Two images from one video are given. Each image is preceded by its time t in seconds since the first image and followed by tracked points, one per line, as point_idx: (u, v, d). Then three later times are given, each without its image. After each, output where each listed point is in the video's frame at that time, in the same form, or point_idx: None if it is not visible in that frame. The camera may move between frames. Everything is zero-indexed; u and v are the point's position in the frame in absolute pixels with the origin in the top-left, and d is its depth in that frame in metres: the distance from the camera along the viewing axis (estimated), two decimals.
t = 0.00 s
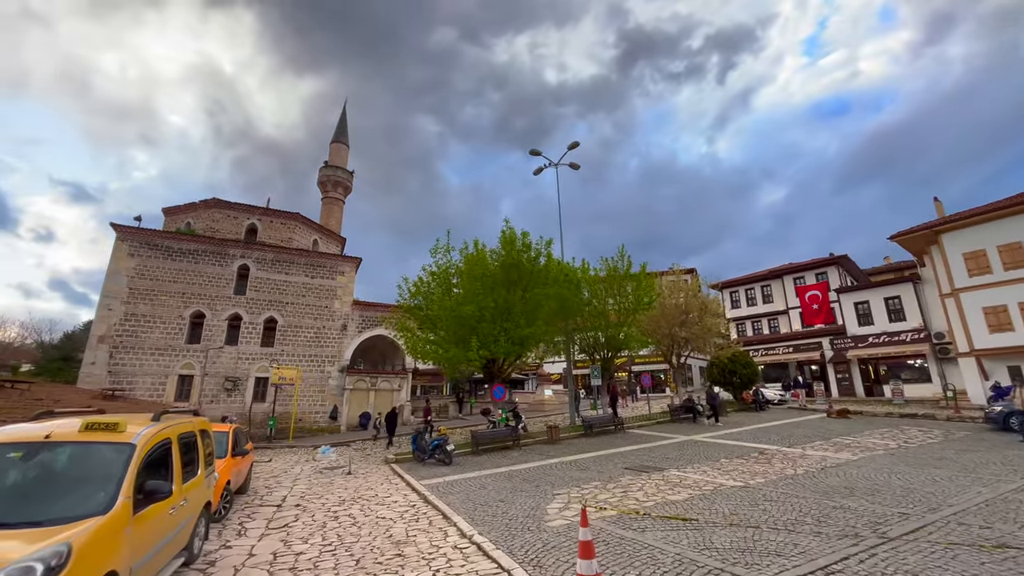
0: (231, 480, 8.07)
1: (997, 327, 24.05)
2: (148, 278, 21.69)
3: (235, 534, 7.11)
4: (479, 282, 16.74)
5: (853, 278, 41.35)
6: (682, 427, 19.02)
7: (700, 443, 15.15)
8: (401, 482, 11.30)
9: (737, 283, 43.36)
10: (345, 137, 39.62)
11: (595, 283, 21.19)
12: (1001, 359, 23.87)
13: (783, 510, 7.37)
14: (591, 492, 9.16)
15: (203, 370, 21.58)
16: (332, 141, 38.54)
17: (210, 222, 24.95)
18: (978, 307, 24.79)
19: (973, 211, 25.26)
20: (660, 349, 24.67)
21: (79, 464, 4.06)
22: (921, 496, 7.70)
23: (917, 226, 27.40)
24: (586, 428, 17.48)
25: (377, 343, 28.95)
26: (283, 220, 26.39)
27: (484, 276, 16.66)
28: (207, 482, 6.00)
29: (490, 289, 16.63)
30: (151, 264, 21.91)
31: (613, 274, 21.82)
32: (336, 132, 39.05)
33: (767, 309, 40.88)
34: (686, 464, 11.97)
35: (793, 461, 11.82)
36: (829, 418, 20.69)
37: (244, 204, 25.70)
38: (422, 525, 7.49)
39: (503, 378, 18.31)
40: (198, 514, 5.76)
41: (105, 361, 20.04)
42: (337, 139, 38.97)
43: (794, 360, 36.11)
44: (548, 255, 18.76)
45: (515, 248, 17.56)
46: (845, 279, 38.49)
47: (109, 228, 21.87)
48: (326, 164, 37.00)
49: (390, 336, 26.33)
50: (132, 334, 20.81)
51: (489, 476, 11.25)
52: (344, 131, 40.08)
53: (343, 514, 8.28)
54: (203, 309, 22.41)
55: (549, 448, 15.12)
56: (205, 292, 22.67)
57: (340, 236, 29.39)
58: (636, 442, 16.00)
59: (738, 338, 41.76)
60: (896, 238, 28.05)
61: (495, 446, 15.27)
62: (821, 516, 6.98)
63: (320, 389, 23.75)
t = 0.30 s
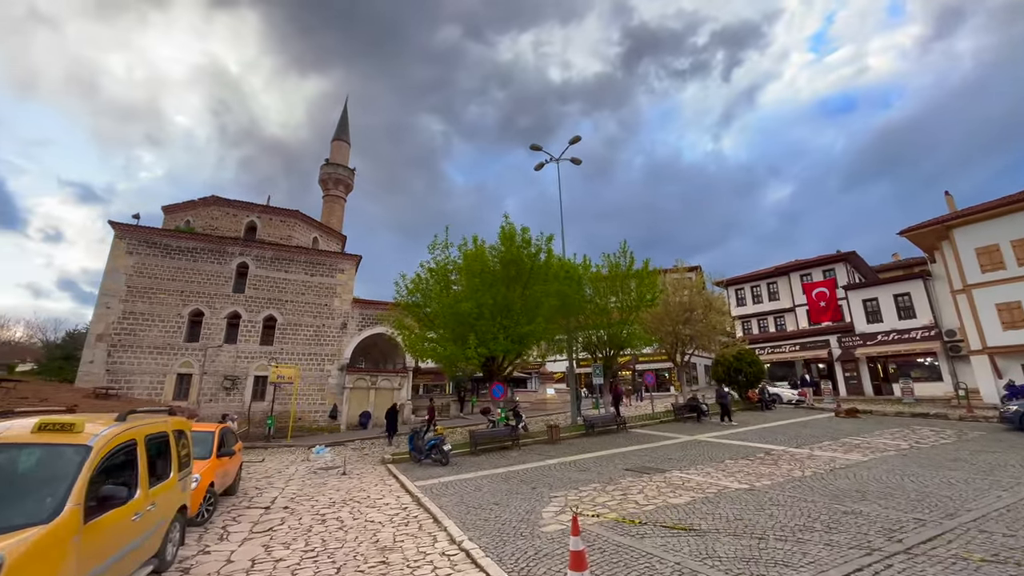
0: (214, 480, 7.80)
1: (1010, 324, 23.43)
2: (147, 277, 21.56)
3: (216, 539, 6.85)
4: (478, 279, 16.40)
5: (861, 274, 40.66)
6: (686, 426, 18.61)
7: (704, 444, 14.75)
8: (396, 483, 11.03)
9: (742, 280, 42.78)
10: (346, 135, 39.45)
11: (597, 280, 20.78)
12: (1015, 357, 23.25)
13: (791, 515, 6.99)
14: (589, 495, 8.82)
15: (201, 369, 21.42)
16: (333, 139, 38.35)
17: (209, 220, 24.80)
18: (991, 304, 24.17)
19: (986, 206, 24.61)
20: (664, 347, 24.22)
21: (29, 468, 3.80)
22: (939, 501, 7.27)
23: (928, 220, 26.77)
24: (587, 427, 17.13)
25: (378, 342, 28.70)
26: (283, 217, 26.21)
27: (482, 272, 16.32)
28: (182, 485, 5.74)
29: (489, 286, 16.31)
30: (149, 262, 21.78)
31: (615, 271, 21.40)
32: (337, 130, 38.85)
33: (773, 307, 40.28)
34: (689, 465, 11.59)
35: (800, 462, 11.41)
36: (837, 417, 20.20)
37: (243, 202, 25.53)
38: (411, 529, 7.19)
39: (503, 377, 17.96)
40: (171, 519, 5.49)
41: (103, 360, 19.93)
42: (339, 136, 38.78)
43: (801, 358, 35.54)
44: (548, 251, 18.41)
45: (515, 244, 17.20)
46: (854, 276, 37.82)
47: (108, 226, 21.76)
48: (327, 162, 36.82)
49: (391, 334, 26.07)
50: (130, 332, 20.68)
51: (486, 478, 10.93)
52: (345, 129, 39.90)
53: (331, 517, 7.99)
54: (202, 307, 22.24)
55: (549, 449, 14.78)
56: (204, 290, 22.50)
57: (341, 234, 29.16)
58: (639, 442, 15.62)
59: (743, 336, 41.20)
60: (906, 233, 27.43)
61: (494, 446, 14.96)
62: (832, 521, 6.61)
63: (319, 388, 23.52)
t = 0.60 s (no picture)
0: (198, 483, 7.50)
1: None
2: (145, 275, 21.38)
3: (195, 547, 6.53)
4: (477, 276, 16.02)
5: (870, 272, 39.93)
6: (692, 427, 18.19)
7: (709, 445, 14.32)
8: (390, 486, 10.70)
9: (749, 278, 42.15)
10: (348, 133, 39.23)
11: (600, 278, 20.35)
12: None
13: (803, 523, 6.59)
14: (589, 499, 8.43)
15: (200, 368, 21.22)
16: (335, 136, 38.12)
17: (208, 218, 24.62)
18: (1006, 301, 23.51)
19: (1000, 201, 23.92)
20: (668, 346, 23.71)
21: None
22: (961, 509, 6.84)
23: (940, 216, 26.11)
24: (589, 428, 16.75)
25: (379, 341, 28.42)
26: (282, 215, 25.98)
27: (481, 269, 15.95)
28: (154, 490, 5.45)
29: (488, 283, 15.94)
30: (147, 260, 21.59)
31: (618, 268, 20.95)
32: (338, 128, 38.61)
33: (780, 305, 39.65)
34: (694, 467, 11.18)
35: (810, 465, 10.96)
36: (846, 417, 19.68)
37: (242, 200, 25.33)
38: (400, 536, 6.86)
39: (503, 376, 17.59)
40: (140, 528, 5.20)
41: (101, 359, 19.78)
42: (340, 134, 38.56)
43: (809, 357, 34.92)
44: (550, 248, 18.02)
45: (515, 241, 16.82)
46: (863, 273, 37.12)
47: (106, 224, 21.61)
48: (328, 160, 36.58)
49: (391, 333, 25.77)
50: (128, 331, 20.52)
51: (483, 480, 10.58)
52: (347, 127, 39.68)
53: (319, 522, 7.68)
54: (201, 306, 22.05)
55: (550, 450, 14.41)
56: (203, 289, 22.31)
57: (341, 232, 28.89)
58: (642, 443, 15.19)
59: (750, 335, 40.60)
60: (917, 229, 26.79)
61: (493, 448, 14.61)
62: (847, 531, 6.20)
63: (319, 387, 23.28)
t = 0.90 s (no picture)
0: (185, 483, 7.18)
1: None
2: (146, 273, 21.23)
3: (179, 551, 6.21)
4: (479, 271, 15.64)
5: (883, 268, 39.11)
6: (700, 426, 17.71)
7: (719, 445, 13.87)
8: (388, 486, 10.37)
9: (757, 275, 41.46)
10: (351, 131, 39.03)
11: (606, 274, 19.86)
12: None
13: (824, 530, 6.17)
14: (594, 502, 8.04)
15: (202, 367, 21.04)
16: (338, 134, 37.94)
17: (210, 215, 24.49)
18: None
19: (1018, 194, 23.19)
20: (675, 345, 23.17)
21: None
22: (993, 513, 6.39)
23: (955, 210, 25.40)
24: (594, 427, 16.34)
25: (382, 340, 28.14)
26: (284, 213, 25.78)
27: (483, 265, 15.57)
28: (130, 492, 5.13)
29: (491, 279, 15.59)
30: (149, 258, 21.45)
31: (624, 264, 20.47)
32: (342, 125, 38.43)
33: (789, 302, 38.94)
34: (703, 468, 10.74)
35: (825, 466, 10.50)
36: (860, 416, 19.12)
37: (244, 197, 25.15)
38: (395, 541, 6.53)
39: (506, 374, 17.21)
40: (114, 532, 4.87)
41: (102, 357, 19.67)
42: (343, 132, 38.37)
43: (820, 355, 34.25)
44: (554, 243, 17.60)
45: (518, 236, 16.42)
46: (875, 269, 36.34)
47: (107, 222, 21.51)
48: (331, 157, 36.39)
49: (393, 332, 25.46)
50: (129, 329, 20.39)
51: (484, 481, 10.21)
52: (350, 125, 39.48)
53: (311, 525, 7.36)
54: (202, 304, 21.88)
55: (554, 450, 14.03)
56: (204, 287, 22.13)
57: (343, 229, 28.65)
58: (649, 443, 14.74)
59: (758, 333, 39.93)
60: (932, 224, 26.09)
61: (495, 448, 14.24)
62: (871, 538, 5.78)
63: (321, 386, 23.02)
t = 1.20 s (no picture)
0: (180, 483, 6.90)
1: None
2: (151, 271, 21.17)
3: (170, 555, 5.93)
4: (484, 266, 15.28)
5: (898, 264, 38.18)
6: (713, 426, 17.21)
7: (733, 445, 13.40)
8: (391, 487, 10.07)
9: (769, 272, 40.68)
10: (357, 129, 38.92)
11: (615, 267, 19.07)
12: None
13: (854, 537, 5.75)
14: (605, 504, 7.65)
15: (207, 365, 20.92)
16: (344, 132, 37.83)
17: (216, 213, 24.44)
18: None
19: None
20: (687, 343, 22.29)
21: None
22: None
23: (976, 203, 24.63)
24: (604, 426, 15.93)
25: (388, 338, 27.90)
26: (289, 210, 25.65)
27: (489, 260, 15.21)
28: (113, 493, 4.83)
29: (496, 274, 15.24)
30: (154, 256, 21.38)
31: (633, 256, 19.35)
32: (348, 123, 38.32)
33: (802, 299, 38.17)
34: (718, 469, 10.31)
35: (848, 467, 10.01)
36: (879, 416, 18.51)
37: (249, 195, 25.04)
38: (396, 545, 6.20)
39: (513, 372, 16.82)
40: (95, 537, 4.57)
41: (108, 356, 19.63)
42: (349, 130, 38.25)
43: (834, 353, 33.49)
44: (561, 238, 17.19)
45: (524, 230, 16.03)
46: (890, 265, 35.47)
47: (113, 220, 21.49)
48: (337, 156, 36.28)
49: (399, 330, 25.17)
50: (135, 328, 20.33)
51: (490, 482, 9.87)
52: (356, 123, 39.37)
53: (309, 528, 7.05)
54: (208, 303, 21.78)
55: (562, 449, 13.64)
56: (210, 285, 22.03)
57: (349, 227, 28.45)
58: (660, 443, 14.28)
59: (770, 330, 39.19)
60: (951, 218, 25.34)
61: (503, 447, 13.90)
62: (907, 546, 5.36)
63: (327, 384, 22.75)
